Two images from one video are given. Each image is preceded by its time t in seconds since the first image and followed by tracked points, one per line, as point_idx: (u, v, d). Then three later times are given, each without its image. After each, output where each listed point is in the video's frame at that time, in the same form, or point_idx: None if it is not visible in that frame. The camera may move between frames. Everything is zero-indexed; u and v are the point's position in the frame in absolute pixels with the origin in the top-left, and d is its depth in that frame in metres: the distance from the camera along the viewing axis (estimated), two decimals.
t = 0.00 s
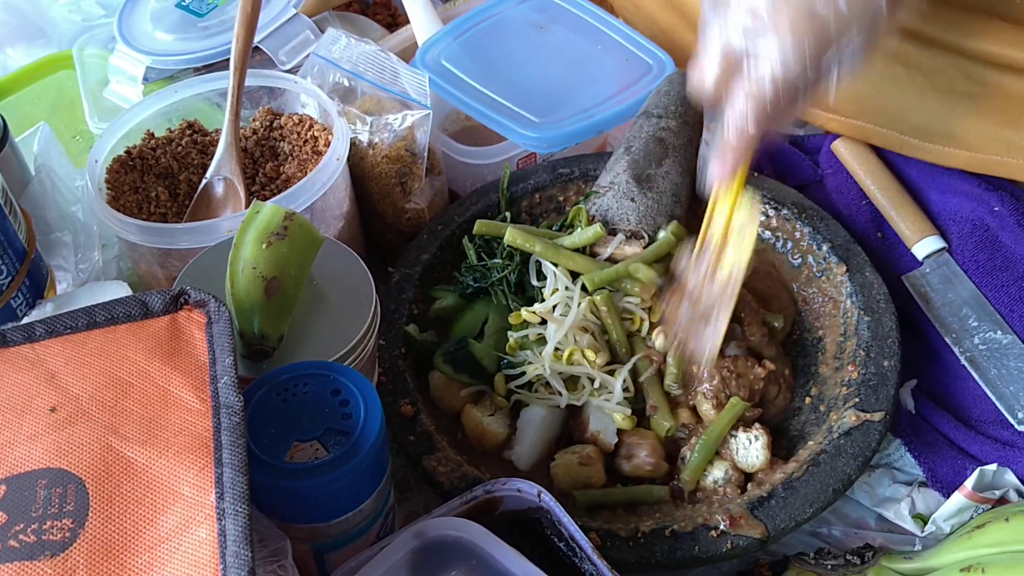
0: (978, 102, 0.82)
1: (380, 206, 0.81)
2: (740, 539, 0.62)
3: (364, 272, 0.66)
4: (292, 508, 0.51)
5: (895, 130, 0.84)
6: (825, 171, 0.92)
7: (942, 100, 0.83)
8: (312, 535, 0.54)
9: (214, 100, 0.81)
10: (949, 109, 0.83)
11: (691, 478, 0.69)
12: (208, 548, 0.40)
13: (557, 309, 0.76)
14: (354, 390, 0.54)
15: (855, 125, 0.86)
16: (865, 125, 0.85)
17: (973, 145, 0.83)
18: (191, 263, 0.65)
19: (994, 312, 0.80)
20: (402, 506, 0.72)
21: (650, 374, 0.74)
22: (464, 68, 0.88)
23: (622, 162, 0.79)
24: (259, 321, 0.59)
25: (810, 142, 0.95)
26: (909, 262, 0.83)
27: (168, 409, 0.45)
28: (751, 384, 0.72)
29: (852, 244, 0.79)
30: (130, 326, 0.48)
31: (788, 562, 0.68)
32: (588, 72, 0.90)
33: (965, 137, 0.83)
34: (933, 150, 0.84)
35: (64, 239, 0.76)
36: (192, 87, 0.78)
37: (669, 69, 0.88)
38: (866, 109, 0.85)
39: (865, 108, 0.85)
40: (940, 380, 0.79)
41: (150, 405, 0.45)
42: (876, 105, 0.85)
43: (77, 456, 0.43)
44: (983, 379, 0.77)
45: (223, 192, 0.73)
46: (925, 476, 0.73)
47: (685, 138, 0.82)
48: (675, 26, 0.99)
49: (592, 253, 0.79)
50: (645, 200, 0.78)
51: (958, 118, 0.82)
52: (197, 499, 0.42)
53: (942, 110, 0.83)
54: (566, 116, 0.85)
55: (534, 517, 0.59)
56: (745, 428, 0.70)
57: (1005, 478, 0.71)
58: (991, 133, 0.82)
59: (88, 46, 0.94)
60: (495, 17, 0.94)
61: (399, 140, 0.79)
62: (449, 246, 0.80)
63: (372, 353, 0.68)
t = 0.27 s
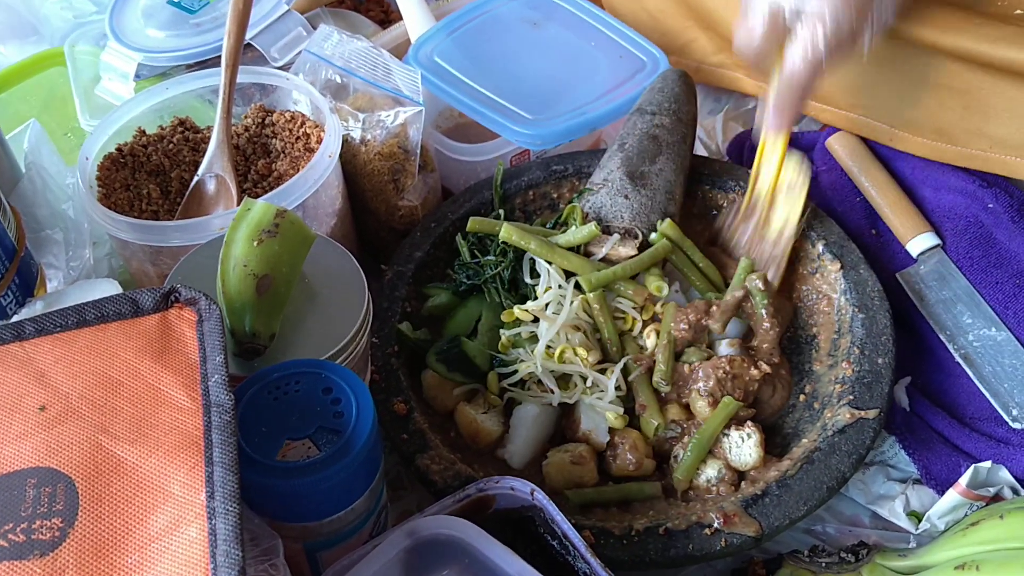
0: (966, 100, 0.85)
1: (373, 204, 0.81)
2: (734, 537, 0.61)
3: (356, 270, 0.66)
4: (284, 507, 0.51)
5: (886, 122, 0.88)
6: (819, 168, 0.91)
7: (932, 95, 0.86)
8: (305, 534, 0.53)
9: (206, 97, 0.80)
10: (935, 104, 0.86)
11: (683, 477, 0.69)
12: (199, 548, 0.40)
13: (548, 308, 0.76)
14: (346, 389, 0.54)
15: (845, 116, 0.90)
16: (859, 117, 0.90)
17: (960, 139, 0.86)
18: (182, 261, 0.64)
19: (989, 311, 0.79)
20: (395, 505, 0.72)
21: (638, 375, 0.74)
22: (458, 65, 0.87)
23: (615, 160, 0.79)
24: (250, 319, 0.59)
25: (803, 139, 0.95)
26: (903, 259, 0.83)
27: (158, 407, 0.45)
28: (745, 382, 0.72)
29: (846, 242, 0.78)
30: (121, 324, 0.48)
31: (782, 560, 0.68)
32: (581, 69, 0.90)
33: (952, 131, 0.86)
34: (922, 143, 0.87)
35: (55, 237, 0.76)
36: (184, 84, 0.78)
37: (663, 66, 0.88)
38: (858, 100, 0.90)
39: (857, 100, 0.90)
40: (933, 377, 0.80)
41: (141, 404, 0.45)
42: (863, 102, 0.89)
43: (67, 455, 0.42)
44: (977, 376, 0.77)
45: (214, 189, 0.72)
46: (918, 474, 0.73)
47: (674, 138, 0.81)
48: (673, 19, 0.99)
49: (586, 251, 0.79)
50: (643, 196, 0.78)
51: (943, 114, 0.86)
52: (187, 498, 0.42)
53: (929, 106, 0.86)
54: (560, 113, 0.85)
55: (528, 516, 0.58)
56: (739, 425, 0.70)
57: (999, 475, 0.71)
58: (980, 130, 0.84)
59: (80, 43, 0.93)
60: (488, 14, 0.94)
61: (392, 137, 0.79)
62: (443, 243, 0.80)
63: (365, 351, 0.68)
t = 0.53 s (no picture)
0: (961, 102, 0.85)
1: (371, 205, 0.81)
2: (732, 538, 0.61)
3: (354, 272, 0.66)
4: (282, 509, 0.51)
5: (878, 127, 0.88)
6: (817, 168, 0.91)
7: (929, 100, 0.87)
8: (302, 536, 0.54)
9: (205, 99, 0.80)
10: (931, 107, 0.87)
11: (668, 488, 0.68)
12: (195, 549, 0.40)
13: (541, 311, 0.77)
14: (344, 391, 0.54)
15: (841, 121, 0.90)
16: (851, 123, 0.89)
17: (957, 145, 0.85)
18: (181, 262, 0.65)
19: (987, 311, 0.80)
20: (394, 506, 0.72)
21: (614, 387, 0.74)
22: (457, 66, 0.88)
23: (621, 162, 0.79)
24: (248, 321, 0.59)
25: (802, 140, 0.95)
26: (903, 260, 0.84)
27: (156, 409, 0.45)
28: (743, 383, 0.72)
29: (845, 243, 0.78)
30: (119, 327, 0.48)
31: (780, 562, 0.68)
32: (580, 70, 0.90)
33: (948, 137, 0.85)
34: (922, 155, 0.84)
35: (54, 239, 0.76)
36: (183, 86, 0.78)
37: (662, 67, 0.88)
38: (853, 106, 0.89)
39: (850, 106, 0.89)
40: (933, 379, 0.79)
41: (138, 406, 0.45)
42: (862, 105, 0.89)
43: (64, 457, 0.42)
44: (976, 377, 0.77)
45: (213, 191, 0.73)
46: (917, 475, 0.73)
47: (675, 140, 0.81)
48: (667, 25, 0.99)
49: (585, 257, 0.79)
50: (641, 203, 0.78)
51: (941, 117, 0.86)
52: (184, 500, 0.42)
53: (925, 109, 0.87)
54: (559, 114, 0.85)
55: (525, 517, 0.58)
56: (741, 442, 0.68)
57: (997, 476, 0.71)
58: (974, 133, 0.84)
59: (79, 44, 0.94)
60: (487, 15, 0.94)
61: (391, 138, 0.79)
62: (442, 245, 0.80)
63: (363, 352, 0.68)
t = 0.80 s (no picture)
0: (960, 104, 0.84)
1: (371, 205, 0.81)
2: (732, 538, 0.61)
3: (355, 273, 0.66)
4: (282, 510, 0.51)
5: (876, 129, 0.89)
6: (817, 169, 0.91)
7: (925, 102, 0.86)
8: (303, 536, 0.54)
9: (205, 99, 0.80)
10: (928, 108, 0.86)
11: (668, 489, 0.68)
12: (195, 550, 0.40)
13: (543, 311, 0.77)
14: (344, 391, 0.54)
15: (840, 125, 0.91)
16: (849, 124, 0.90)
17: (953, 145, 0.85)
18: (182, 262, 0.65)
19: (987, 311, 0.79)
20: (394, 506, 0.72)
21: (616, 387, 0.74)
22: (457, 66, 0.88)
23: (624, 164, 0.79)
24: (248, 321, 0.59)
25: (802, 141, 0.96)
26: (903, 261, 0.84)
27: (156, 409, 0.45)
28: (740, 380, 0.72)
29: (845, 243, 0.78)
30: (119, 327, 0.48)
31: (781, 562, 0.68)
32: (581, 70, 0.90)
33: (945, 137, 0.86)
34: (919, 152, 0.87)
35: (54, 239, 0.76)
36: (183, 86, 0.78)
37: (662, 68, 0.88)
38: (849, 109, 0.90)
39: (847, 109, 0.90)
40: (934, 379, 0.79)
41: (138, 406, 0.45)
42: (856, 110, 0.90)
43: (65, 457, 0.42)
44: (976, 377, 0.77)
45: (214, 191, 0.73)
46: (917, 475, 0.73)
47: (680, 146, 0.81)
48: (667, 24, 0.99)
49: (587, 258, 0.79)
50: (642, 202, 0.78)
51: (939, 117, 0.85)
52: (185, 500, 0.42)
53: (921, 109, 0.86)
54: (559, 114, 0.85)
55: (526, 518, 0.58)
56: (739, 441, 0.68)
57: (998, 476, 0.71)
58: (972, 135, 0.84)
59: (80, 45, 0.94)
60: (487, 15, 0.94)
61: (391, 139, 0.79)
62: (442, 245, 0.80)
63: (364, 353, 0.68)
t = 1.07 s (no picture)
0: (964, 103, 0.85)
1: (373, 206, 0.81)
2: (734, 539, 0.61)
3: (358, 274, 0.66)
4: (285, 510, 0.51)
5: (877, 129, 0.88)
6: (819, 170, 0.91)
7: (929, 103, 0.87)
8: (305, 537, 0.54)
9: (207, 100, 0.80)
10: (931, 108, 0.87)
11: (670, 489, 0.68)
12: (197, 550, 0.40)
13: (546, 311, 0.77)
14: (346, 392, 0.54)
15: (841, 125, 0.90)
16: (852, 125, 0.90)
17: (956, 146, 0.85)
18: (184, 263, 0.65)
19: (988, 312, 0.79)
20: (396, 507, 0.72)
21: (618, 387, 0.74)
22: (459, 67, 0.88)
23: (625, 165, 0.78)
24: (251, 322, 0.59)
25: (804, 142, 0.97)
26: (904, 261, 0.84)
27: (158, 410, 0.45)
28: (743, 380, 0.72)
29: (846, 244, 0.78)
30: (121, 327, 0.48)
31: (782, 563, 0.68)
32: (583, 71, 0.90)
33: (947, 138, 0.86)
34: (921, 152, 0.86)
35: (57, 240, 0.76)
36: (185, 87, 0.78)
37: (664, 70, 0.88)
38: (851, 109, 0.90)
39: (849, 109, 0.90)
40: (936, 380, 0.79)
41: (141, 406, 0.45)
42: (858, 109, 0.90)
43: (67, 457, 0.42)
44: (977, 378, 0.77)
45: (216, 192, 0.73)
46: (919, 476, 0.73)
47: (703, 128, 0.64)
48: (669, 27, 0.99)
49: (591, 258, 0.78)
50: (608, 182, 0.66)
51: (941, 116, 0.86)
52: (187, 501, 0.42)
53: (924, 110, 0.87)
54: (562, 115, 0.85)
55: (527, 518, 0.58)
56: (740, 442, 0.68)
57: (1000, 477, 0.71)
58: (974, 135, 0.85)
59: (82, 46, 0.94)
60: (489, 16, 0.94)
61: (392, 139, 0.79)
62: (443, 246, 0.80)
63: (366, 353, 0.68)
